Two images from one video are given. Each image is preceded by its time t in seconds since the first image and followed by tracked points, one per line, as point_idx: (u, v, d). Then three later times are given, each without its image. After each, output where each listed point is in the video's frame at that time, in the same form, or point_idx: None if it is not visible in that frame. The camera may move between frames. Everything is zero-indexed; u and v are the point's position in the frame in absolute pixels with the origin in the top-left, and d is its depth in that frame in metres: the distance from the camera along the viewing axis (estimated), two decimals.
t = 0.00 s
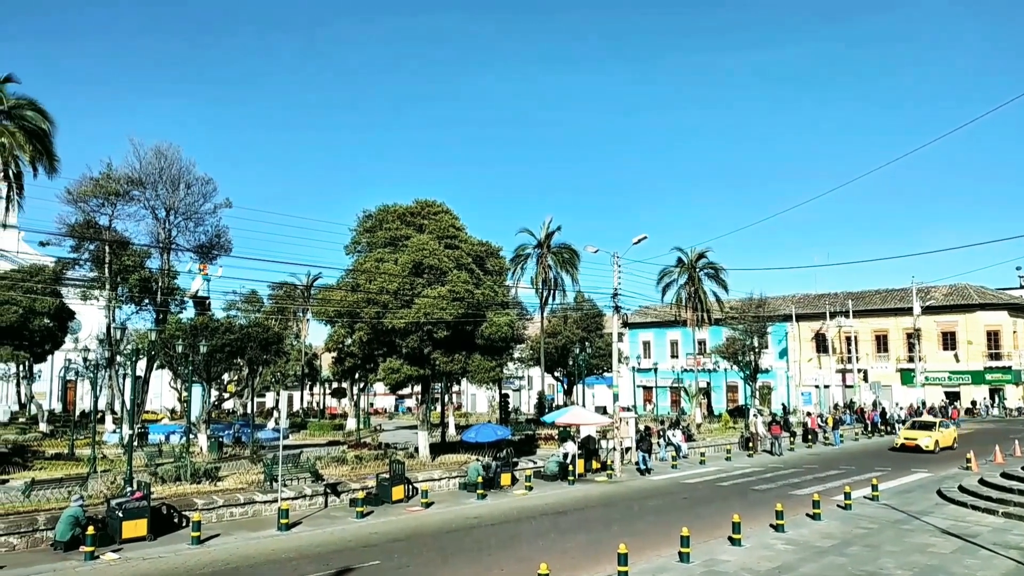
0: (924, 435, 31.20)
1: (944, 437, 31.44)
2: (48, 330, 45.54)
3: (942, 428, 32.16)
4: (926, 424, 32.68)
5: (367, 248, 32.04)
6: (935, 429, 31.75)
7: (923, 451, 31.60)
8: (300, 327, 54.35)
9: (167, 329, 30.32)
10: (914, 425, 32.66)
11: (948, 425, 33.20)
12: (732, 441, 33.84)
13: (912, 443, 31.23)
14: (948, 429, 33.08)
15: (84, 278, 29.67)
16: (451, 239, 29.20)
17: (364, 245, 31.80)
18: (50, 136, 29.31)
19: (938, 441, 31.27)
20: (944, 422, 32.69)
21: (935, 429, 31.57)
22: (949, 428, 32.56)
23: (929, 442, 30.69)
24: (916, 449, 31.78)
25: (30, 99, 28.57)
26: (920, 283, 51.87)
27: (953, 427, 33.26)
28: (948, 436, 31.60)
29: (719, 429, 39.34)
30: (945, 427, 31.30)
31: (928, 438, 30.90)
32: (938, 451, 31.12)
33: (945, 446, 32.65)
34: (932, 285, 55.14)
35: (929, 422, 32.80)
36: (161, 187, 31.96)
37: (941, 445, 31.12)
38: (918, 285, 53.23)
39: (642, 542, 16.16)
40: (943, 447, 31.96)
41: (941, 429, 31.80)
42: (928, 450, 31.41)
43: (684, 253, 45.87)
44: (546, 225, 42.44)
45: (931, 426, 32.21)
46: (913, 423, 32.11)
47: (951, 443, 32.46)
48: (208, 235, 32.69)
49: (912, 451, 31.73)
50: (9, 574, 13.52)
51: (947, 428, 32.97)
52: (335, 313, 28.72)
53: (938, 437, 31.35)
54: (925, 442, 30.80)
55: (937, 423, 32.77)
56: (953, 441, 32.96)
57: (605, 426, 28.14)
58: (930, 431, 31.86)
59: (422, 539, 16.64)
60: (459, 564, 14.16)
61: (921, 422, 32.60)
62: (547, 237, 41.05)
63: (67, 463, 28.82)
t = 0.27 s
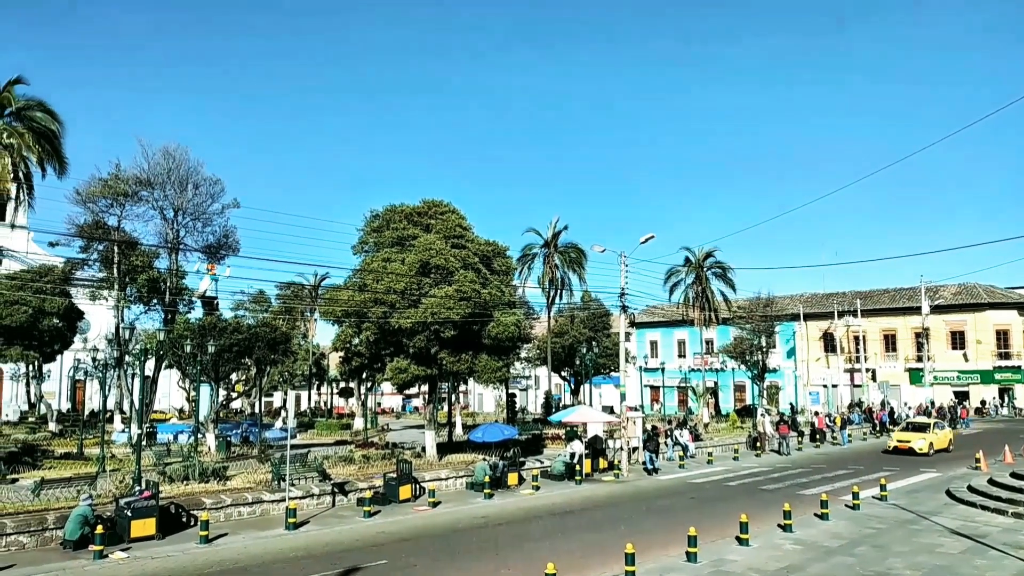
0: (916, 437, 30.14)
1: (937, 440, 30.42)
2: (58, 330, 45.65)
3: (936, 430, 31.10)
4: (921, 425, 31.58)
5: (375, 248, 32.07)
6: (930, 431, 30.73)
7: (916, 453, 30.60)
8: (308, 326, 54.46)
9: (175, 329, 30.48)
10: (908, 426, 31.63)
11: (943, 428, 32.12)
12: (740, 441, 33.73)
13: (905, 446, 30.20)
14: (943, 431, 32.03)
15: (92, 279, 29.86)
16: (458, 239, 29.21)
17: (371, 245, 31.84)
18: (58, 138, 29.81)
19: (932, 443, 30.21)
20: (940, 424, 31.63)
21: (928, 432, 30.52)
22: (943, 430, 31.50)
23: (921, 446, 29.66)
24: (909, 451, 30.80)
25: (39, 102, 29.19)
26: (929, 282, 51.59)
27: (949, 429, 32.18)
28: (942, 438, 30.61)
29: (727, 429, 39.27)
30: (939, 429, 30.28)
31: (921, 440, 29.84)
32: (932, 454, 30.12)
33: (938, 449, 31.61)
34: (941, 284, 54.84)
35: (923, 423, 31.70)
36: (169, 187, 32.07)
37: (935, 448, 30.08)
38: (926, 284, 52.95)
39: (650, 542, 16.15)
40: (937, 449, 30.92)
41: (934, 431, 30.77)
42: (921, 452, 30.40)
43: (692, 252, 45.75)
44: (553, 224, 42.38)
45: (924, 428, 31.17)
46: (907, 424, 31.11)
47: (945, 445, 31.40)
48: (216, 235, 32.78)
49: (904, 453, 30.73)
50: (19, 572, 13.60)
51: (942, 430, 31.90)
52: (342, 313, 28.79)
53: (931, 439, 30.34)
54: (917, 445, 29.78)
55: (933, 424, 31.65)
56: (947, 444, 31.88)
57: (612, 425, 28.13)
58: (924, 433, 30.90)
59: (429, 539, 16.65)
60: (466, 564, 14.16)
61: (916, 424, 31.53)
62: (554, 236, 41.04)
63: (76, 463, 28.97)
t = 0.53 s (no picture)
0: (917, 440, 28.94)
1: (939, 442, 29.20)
2: (79, 330, 45.93)
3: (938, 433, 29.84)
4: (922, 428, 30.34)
5: (390, 249, 32.17)
6: (932, 434, 29.49)
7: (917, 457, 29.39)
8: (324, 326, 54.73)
9: (193, 329, 30.75)
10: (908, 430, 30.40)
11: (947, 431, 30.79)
12: (757, 441, 33.50)
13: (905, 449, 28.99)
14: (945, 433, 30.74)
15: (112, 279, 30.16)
16: (473, 239, 29.26)
17: (386, 245, 31.94)
18: (80, 140, 30.41)
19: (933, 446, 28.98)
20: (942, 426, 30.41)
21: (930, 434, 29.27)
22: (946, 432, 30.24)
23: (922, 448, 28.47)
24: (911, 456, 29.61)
25: (62, 104, 29.78)
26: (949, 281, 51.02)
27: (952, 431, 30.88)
28: (945, 441, 29.38)
29: (744, 430, 39.04)
30: (941, 432, 29.07)
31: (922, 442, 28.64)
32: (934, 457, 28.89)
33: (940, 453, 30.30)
34: (961, 283, 54.20)
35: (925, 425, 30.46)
36: (187, 189, 32.34)
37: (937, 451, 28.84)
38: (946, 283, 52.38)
39: (668, 542, 16.10)
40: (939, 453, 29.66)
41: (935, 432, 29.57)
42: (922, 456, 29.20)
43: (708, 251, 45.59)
44: (569, 224, 42.32)
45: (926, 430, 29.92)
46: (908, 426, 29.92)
47: (948, 449, 30.08)
48: (233, 236, 33.02)
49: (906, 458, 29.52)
50: (41, 570, 13.75)
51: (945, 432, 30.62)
52: (359, 313, 28.91)
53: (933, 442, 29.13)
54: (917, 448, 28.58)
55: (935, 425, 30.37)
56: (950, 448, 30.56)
57: (628, 425, 28.05)
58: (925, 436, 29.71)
59: (444, 538, 16.66)
60: (483, 563, 14.16)
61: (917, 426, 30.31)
62: (569, 236, 41.00)
63: (96, 461, 29.26)
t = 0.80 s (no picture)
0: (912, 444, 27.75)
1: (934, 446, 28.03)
2: (92, 331, 46.39)
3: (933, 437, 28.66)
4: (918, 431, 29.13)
5: (402, 249, 32.21)
6: (926, 438, 28.31)
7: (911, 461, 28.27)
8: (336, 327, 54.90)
9: (206, 329, 30.93)
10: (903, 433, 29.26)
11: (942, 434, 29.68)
12: (770, 442, 33.35)
13: (899, 453, 27.85)
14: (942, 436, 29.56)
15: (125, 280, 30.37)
16: (484, 239, 29.27)
17: (398, 245, 31.99)
18: (95, 142, 30.58)
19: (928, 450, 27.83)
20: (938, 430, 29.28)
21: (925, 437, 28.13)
22: (942, 436, 29.07)
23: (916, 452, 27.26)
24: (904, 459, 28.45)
25: (76, 107, 30.01)
26: (964, 281, 50.60)
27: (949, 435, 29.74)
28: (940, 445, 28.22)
29: (757, 430, 38.87)
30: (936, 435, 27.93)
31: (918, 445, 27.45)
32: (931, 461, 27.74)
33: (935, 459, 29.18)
34: (976, 282, 53.73)
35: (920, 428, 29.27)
36: (200, 190, 32.50)
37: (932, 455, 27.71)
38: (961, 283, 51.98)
39: (680, 543, 16.05)
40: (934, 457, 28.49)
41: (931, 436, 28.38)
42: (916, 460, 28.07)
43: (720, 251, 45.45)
44: (580, 224, 42.27)
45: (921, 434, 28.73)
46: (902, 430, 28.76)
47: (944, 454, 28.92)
48: (245, 237, 33.16)
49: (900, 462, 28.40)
50: (56, 568, 13.86)
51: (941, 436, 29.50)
52: (371, 313, 28.98)
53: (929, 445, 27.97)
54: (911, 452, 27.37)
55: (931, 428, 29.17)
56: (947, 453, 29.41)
57: (639, 425, 27.98)
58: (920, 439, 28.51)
59: (455, 538, 16.66)
60: (494, 563, 14.16)
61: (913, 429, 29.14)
62: (580, 236, 40.93)
63: (110, 461, 29.45)
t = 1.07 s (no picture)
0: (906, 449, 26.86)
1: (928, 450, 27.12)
2: (109, 332, 46.81)
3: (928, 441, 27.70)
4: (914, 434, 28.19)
5: (415, 250, 32.28)
6: (921, 442, 27.41)
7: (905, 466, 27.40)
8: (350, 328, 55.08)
9: (221, 330, 31.15)
10: (898, 437, 28.36)
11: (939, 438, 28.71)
12: (785, 442, 33.20)
13: (892, 458, 26.97)
14: (939, 439, 28.59)
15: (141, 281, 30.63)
16: (497, 239, 29.30)
17: (411, 246, 32.06)
18: (111, 144, 30.82)
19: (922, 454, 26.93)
20: (934, 433, 28.34)
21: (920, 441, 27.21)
22: (938, 440, 28.12)
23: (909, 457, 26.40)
24: (897, 463, 27.57)
25: (91, 110, 30.27)
26: (981, 280, 50.12)
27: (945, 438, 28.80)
28: (936, 449, 27.31)
29: (771, 431, 38.66)
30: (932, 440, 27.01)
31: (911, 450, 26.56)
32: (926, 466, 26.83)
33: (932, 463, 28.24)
34: (994, 282, 53.18)
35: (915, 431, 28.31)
36: (215, 192, 32.71)
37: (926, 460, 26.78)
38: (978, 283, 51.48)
39: (694, 543, 16.00)
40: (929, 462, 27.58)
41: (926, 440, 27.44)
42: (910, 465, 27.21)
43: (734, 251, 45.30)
44: (593, 224, 42.21)
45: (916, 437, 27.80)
46: (896, 434, 27.87)
47: (940, 458, 27.97)
48: (260, 239, 33.34)
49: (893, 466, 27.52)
50: (74, 567, 13.99)
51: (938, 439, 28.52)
52: (384, 314, 29.07)
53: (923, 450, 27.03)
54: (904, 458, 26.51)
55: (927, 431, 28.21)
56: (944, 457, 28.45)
57: (653, 426, 27.89)
58: (915, 443, 27.62)
59: (468, 539, 16.67)
60: (509, 564, 14.17)
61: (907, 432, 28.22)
62: (593, 237, 40.88)
63: (126, 461, 29.69)
